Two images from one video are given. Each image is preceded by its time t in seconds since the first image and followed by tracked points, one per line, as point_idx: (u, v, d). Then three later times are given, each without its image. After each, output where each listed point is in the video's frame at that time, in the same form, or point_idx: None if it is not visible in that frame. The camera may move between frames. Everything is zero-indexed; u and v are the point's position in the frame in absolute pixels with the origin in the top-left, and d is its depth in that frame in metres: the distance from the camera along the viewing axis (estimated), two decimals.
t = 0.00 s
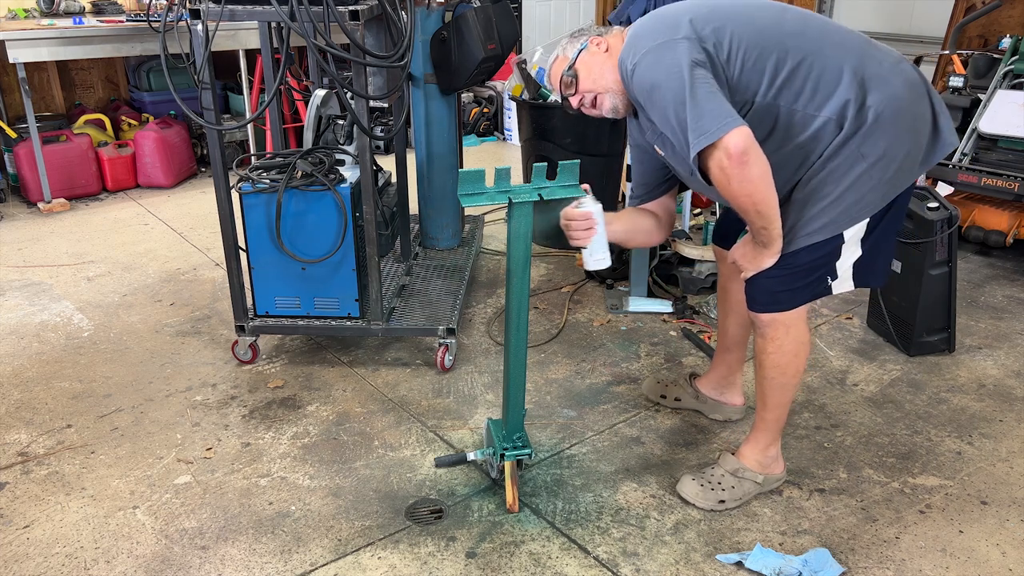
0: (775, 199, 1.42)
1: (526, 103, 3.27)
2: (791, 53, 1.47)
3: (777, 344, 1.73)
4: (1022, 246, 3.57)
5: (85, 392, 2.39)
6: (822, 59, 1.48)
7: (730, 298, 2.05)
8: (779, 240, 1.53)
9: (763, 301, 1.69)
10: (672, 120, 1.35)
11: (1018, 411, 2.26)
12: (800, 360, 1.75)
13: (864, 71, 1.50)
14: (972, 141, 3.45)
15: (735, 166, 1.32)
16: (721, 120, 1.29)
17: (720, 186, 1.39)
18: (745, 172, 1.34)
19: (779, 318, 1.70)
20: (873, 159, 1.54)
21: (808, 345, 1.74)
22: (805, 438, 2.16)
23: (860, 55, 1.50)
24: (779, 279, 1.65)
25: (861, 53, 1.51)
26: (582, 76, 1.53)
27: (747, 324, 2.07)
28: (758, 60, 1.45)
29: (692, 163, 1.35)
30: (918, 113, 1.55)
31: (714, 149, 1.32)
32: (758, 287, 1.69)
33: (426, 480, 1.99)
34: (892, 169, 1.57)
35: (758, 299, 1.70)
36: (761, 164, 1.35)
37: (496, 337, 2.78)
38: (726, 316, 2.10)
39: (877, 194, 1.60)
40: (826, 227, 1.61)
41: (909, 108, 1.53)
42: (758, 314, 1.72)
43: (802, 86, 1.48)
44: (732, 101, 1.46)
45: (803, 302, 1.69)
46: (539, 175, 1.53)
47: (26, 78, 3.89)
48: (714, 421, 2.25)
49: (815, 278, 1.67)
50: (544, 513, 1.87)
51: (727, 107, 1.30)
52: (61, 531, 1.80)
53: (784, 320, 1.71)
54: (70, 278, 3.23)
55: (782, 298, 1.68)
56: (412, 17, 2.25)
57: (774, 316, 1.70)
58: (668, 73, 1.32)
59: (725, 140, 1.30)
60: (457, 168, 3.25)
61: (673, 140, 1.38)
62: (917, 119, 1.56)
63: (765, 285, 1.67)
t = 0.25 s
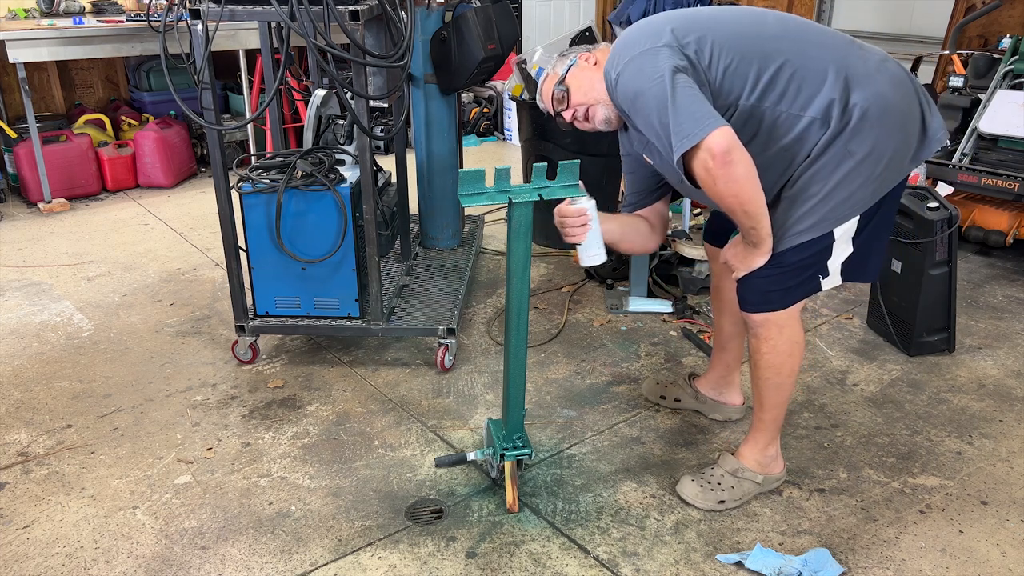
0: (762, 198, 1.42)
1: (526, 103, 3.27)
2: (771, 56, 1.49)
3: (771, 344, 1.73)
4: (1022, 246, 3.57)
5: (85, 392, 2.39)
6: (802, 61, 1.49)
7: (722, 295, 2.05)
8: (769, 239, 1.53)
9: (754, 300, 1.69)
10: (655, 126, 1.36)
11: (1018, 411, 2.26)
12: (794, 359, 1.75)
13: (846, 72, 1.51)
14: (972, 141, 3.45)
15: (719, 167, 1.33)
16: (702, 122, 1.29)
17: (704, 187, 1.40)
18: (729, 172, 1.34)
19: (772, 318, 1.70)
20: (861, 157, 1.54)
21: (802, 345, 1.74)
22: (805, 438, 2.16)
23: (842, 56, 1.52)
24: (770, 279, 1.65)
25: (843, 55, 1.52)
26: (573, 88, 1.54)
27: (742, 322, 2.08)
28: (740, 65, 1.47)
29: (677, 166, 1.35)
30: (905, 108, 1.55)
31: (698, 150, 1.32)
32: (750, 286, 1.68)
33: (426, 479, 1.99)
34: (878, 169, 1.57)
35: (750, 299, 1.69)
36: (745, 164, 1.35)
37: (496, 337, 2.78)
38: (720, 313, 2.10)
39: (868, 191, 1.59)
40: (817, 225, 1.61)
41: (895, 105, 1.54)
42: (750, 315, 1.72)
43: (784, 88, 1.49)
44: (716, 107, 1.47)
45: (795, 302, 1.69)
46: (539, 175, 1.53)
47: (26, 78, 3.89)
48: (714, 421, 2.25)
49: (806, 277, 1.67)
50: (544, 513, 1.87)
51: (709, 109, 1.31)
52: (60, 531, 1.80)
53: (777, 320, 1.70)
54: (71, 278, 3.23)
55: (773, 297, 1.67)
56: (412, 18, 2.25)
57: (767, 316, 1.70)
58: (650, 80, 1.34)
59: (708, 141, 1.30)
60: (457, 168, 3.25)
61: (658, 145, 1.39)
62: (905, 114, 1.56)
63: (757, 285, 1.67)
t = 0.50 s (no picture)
0: (754, 198, 1.43)
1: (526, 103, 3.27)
2: (763, 57, 1.49)
3: (767, 344, 1.73)
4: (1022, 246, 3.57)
5: (85, 392, 2.39)
6: (793, 61, 1.49)
7: (720, 293, 2.05)
8: (763, 238, 1.53)
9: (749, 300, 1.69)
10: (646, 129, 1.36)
11: (1018, 411, 2.26)
12: (790, 359, 1.75)
13: (837, 71, 1.51)
14: (972, 141, 3.45)
15: (710, 168, 1.33)
16: (692, 124, 1.29)
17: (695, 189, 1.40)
18: (720, 173, 1.34)
19: (767, 317, 1.70)
20: (854, 155, 1.54)
21: (799, 344, 1.74)
22: (805, 437, 2.16)
23: (833, 55, 1.52)
24: (764, 279, 1.65)
25: (834, 54, 1.52)
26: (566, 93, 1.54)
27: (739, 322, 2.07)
28: (731, 65, 1.47)
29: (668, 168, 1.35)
30: (898, 106, 1.55)
31: (688, 152, 1.32)
32: (745, 286, 1.68)
33: (426, 479, 1.99)
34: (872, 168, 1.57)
35: (744, 298, 1.70)
36: (736, 165, 1.35)
37: (496, 337, 2.78)
38: (716, 312, 2.10)
39: (861, 189, 1.59)
40: (811, 224, 1.61)
41: (888, 102, 1.53)
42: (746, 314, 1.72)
43: (775, 88, 1.49)
44: (708, 108, 1.47)
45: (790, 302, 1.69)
46: (539, 175, 1.53)
47: (26, 78, 3.89)
48: (714, 421, 2.25)
49: (801, 278, 1.67)
50: (544, 513, 1.87)
51: (699, 110, 1.31)
52: (60, 531, 1.80)
53: (772, 319, 1.70)
54: (70, 278, 3.23)
55: (767, 296, 1.67)
56: (412, 18, 2.25)
57: (762, 315, 1.70)
58: (640, 82, 1.34)
59: (698, 142, 1.30)
60: (457, 168, 3.25)
61: (649, 148, 1.39)
62: (898, 112, 1.55)
63: (752, 285, 1.67)
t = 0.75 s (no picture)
0: (751, 201, 1.43)
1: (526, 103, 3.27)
2: (759, 60, 1.49)
3: (764, 345, 1.73)
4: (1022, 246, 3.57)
5: (85, 392, 2.39)
6: (790, 64, 1.49)
7: (718, 294, 2.05)
8: (760, 240, 1.53)
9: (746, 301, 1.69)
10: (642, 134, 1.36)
11: (1018, 411, 2.26)
12: (788, 359, 1.75)
13: (833, 73, 1.51)
14: (972, 141, 3.45)
15: (708, 172, 1.33)
16: (688, 127, 1.29)
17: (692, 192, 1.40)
18: (717, 177, 1.34)
19: (764, 318, 1.70)
20: (851, 156, 1.54)
21: (797, 345, 1.74)
22: (805, 437, 2.16)
23: (830, 57, 1.52)
24: (762, 279, 1.65)
25: (831, 55, 1.52)
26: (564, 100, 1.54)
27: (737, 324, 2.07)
28: (727, 69, 1.47)
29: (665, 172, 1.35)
30: (895, 107, 1.55)
31: (685, 155, 1.32)
32: (741, 288, 1.68)
33: (426, 479, 1.99)
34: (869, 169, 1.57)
35: (740, 300, 1.70)
36: (733, 168, 1.35)
37: (496, 337, 2.78)
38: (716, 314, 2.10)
39: (859, 190, 1.59)
40: (808, 226, 1.60)
41: (885, 103, 1.53)
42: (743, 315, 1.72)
43: (772, 90, 1.49)
44: (704, 112, 1.47)
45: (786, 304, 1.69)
46: (539, 175, 1.53)
47: (26, 78, 3.89)
48: (714, 421, 2.25)
49: (797, 279, 1.67)
50: (544, 513, 1.87)
51: (695, 114, 1.31)
52: (60, 531, 1.80)
53: (768, 321, 1.70)
54: (71, 278, 3.23)
55: (764, 298, 1.67)
56: (412, 18, 2.25)
57: (759, 317, 1.70)
58: (636, 87, 1.34)
59: (695, 146, 1.30)
60: (457, 168, 3.25)
61: (645, 152, 1.39)
62: (895, 113, 1.55)
63: (748, 286, 1.67)
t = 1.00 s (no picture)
0: (754, 203, 1.42)
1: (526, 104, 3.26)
2: (758, 64, 1.49)
3: (765, 346, 1.73)
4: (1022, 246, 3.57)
5: (84, 392, 2.39)
6: (789, 68, 1.49)
7: (718, 295, 2.05)
8: (762, 242, 1.53)
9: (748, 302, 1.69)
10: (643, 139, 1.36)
11: (1018, 411, 2.26)
12: (789, 360, 1.75)
13: (833, 76, 1.52)
14: (972, 141, 3.45)
15: (710, 174, 1.32)
16: (689, 130, 1.29)
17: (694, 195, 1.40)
18: (720, 179, 1.34)
19: (765, 320, 1.70)
20: (852, 158, 1.54)
21: (797, 345, 1.74)
22: (805, 437, 2.16)
23: (828, 60, 1.52)
24: (764, 281, 1.65)
25: (830, 58, 1.52)
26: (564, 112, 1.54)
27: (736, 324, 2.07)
28: (727, 73, 1.47)
29: (667, 176, 1.35)
30: (895, 108, 1.55)
31: (687, 159, 1.32)
32: (743, 288, 1.68)
33: (426, 480, 1.99)
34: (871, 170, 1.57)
35: (742, 301, 1.70)
36: (735, 170, 1.35)
37: (496, 337, 2.78)
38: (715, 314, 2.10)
39: (862, 191, 1.59)
40: (811, 227, 1.60)
41: (885, 105, 1.53)
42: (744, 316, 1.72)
43: (772, 94, 1.49)
44: (705, 116, 1.48)
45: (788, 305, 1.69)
46: (539, 175, 1.53)
47: (26, 78, 3.89)
48: (714, 421, 2.25)
49: (799, 281, 1.67)
50: (544, 513, 1.87)
51: (696, 117, 1.31)
52: (60, 531, 1.80)
53: (770, 322, 1.70)
54: (70, 278, 3.23)
55: (766, 299, 1.67)
56: (412, 17, 2.25)
57: (760, 318, 1.70)
58: (635, 93, 1.34)
59: (697, 149, 1.30)
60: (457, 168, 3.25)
61: (647, 158, 1.39)
62: (896, 114, 1.55)
63: (750, 287, 1.67)
